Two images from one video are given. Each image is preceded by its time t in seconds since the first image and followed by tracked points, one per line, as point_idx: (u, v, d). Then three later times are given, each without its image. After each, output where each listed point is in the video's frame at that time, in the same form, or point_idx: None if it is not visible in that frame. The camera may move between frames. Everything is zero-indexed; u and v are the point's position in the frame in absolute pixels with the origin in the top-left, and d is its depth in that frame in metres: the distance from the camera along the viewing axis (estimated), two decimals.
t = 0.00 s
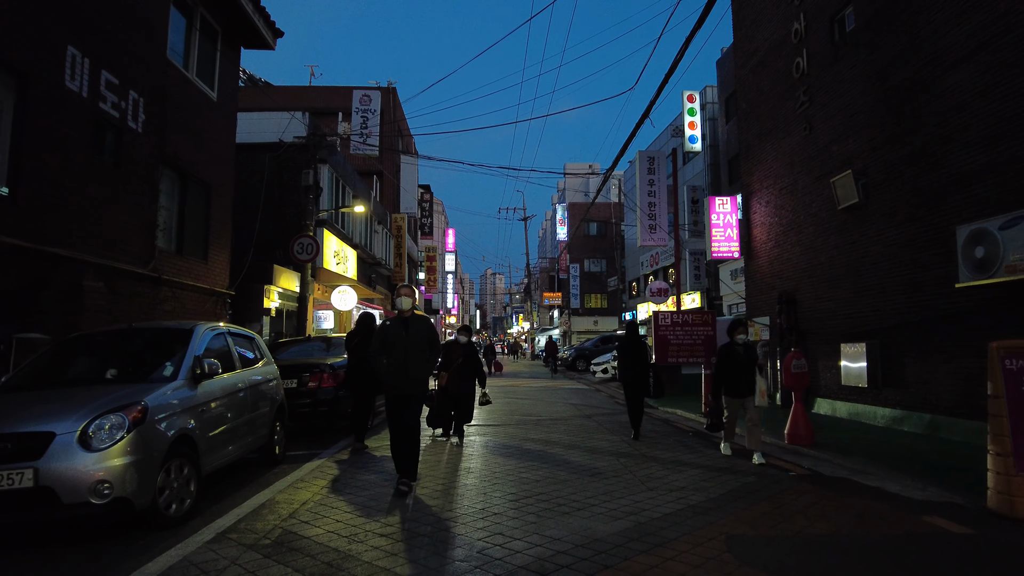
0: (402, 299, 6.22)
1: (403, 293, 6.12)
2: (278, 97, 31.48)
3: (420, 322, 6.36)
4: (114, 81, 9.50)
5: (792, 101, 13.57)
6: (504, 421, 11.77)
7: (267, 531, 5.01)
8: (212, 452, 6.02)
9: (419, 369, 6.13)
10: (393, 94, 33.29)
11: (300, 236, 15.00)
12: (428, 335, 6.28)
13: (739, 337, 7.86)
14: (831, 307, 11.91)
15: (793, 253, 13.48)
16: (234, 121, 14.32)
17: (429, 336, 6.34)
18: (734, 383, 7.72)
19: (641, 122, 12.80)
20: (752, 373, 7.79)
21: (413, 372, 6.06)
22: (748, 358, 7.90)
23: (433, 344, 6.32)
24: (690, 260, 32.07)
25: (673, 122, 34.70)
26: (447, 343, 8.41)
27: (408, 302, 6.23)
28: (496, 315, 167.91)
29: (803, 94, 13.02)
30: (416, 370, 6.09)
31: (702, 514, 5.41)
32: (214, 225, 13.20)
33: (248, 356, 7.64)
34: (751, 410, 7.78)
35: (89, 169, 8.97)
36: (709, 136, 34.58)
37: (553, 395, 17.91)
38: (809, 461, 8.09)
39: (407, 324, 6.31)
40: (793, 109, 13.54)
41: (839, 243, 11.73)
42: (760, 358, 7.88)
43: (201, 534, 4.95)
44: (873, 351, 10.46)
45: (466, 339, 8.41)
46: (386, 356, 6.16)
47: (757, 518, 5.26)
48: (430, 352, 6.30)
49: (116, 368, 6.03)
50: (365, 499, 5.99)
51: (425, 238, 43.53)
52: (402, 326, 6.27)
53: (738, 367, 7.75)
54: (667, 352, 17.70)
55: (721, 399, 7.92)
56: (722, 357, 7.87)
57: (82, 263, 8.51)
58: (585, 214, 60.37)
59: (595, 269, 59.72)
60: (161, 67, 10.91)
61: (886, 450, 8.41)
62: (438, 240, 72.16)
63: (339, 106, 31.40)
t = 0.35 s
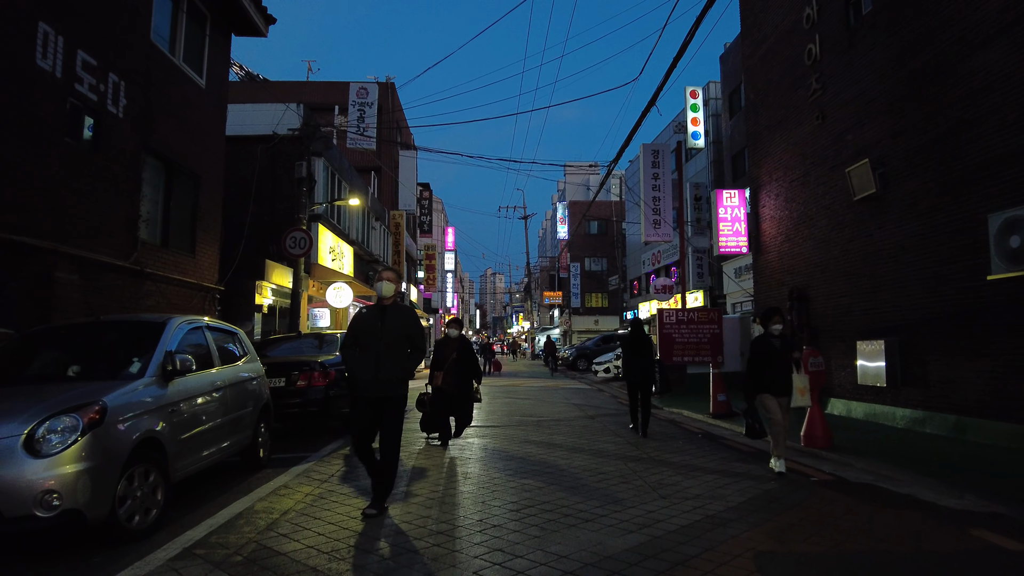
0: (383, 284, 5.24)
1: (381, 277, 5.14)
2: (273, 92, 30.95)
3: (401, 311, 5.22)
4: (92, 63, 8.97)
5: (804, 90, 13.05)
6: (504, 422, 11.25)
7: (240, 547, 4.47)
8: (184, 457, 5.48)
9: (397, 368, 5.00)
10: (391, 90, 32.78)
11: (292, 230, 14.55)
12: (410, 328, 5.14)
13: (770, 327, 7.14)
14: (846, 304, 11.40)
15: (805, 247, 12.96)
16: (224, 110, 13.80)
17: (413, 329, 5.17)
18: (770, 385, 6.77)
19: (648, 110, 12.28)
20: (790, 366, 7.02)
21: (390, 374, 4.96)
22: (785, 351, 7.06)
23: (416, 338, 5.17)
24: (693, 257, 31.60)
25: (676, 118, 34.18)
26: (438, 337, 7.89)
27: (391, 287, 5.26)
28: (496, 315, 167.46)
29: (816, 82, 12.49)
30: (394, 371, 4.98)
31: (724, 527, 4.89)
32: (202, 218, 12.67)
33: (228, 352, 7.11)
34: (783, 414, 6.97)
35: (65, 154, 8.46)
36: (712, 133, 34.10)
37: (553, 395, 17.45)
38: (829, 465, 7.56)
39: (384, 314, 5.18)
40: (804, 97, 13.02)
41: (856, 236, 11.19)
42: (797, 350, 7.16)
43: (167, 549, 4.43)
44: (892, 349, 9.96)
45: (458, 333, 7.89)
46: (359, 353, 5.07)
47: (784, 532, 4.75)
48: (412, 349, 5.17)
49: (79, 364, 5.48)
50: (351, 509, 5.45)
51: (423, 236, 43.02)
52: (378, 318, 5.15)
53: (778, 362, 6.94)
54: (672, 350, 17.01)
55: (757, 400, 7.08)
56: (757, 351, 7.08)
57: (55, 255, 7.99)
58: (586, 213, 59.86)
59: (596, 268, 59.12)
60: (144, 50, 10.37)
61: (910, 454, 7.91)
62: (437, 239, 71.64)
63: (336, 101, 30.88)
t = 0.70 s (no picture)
0: (338, 266, 4.37)
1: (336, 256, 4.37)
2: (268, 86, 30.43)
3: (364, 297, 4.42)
4: (63, 40, 8.46)
5: (813, 77, 12.54)
6: (502, 422, 10.77)
7: (196, 564, 3.95)
8: (144, 461, 4.96)
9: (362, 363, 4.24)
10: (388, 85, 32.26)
11: (280, 223, 14.07)
12: (376, 317, 4.38)
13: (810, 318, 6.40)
14: (858, 298, 10.91)
15: (814, 240, 12.45)
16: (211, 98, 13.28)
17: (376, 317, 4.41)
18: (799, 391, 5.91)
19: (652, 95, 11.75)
20: (832, 364, 6.28)
21: (352, 372, 4.16)
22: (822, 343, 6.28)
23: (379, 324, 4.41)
24: (694, 254, 31.13)
25: (677, 114, 33.66)
26: (428, 333, 7.36)
27: (349, 271, 4.41)
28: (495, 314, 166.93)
29: (826, 68, 11.98)
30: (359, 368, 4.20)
31: (743, 539, 4.38)
32: (186, 209, 12.15)
33: (200, 347, 6.57)
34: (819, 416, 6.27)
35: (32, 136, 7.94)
36: (713, 128, 33.58)
37: (552, 394, 16.95)
38: (846, 469, 7.07)
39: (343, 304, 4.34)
40: (814, 84, 12.50)
41: (869, 228, 10.69)
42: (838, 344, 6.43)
43: (112, 567, 3.90)
44: (908, 345, 9.47)
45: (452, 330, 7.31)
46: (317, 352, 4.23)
47: (810, 545, 4.25)
48: (377, 342, 4.39)
49: (27, 355, 4.93)
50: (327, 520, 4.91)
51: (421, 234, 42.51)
52: (335, 309, 4.30)
53: (812, 358, 6.25)
54: (675, 348, 16.58)
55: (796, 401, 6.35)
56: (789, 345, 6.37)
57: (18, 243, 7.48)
58: (586, 211, 59.35)
59: (596, 267, 58.52)
60: (121, 31, 9.86)
61: (933, 456, 7.41)
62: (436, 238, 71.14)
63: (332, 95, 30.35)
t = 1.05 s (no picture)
0: (266, 243, 3.23)
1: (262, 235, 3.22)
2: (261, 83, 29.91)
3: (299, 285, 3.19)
4: (25, 24, 7.90)
5: (822, 65, 11.98)
6: (499, 430, 10.22)
7: None
8: (91, 484, 4.41)
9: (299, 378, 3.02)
10: (383, 81, 31.74)
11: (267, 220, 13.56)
12: (319, 313, 3.15)
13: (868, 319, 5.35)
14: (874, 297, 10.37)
15: (825, 237, 11.90)
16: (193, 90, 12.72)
17: (320, 314, 3.16)
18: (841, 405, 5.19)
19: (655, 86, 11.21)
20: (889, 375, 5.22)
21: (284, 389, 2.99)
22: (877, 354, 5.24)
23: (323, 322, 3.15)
24: (696, 253, 30.62)
25: (678, 110, 33.11)
26: (417, 337, 6.65)
27: (282, 250, 3.25)
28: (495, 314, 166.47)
29: (837, 56, 11.42)
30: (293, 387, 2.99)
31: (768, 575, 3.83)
32: (167, 206, 11.60)
33: (165, 352, 6.02)
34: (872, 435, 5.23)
35: None
36: (715, 125, 33.06)
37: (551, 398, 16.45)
38: (869, 483, 6.52)
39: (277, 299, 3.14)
40: (824, 73, 11.94)
41: (885, 224, 10.14)
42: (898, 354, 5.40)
43: None
44: (929, 348, 8.92)
45: (443, 334, 6.63)
46: (237, 366, 3.02)
47: None
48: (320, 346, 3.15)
49: None
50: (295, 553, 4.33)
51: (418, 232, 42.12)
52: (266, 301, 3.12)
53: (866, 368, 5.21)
54: (678, 350, 16.11)
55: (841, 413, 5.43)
56: (841, 345, 5.35)
57: None
58: (585, 210, 58.83)
59: (595, 266, 57.95)
60: (94, 16, 9.33)
61: (962, 469, 6.86)
62: (434, 237, 70.72)
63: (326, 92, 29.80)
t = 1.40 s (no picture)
0: (165, 195, 2.14)
1: (155, 184, 2.23)
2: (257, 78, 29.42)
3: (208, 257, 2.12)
4: None
5: (836, 50, 11.44)
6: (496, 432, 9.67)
7: None
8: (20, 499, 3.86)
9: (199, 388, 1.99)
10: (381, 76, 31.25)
11: (257, 213, 13.08)
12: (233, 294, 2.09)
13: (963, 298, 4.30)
14: (893, 292, 9.81)
15: (839, 229, 11.34)
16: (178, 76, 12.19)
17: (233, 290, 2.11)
18: (919, 406, 4.32)
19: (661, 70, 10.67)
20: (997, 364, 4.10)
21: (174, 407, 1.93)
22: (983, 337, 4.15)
23: (237, 300, 2.10)
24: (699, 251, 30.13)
25: (681, 106, 32.62)
26: (397, 331, 5.59)
27: (185, 204, 2.16)
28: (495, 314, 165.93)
29: (852, 39, 10.88)
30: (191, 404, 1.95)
31: None
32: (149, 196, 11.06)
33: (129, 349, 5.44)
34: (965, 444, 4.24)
35: None
36: (718, 121, 32.55)
37: (552, 398, 15.94)
38: (902, 494, 5.94)
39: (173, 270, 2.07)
40: (838, 58, 11.40)
41: (906, 214, 9.55)
42: (1009, 338, 4.28)
43: None
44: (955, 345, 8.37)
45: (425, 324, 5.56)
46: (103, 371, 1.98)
47: None
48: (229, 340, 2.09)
49: None
50: None
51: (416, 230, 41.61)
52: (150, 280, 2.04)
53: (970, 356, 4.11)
54: (683, 349, 15.67)
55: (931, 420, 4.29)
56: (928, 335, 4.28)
57: None
58: (586, 208, 58.33)
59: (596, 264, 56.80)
60: None
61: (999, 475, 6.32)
62: (434, 236, 70.22)
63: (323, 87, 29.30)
